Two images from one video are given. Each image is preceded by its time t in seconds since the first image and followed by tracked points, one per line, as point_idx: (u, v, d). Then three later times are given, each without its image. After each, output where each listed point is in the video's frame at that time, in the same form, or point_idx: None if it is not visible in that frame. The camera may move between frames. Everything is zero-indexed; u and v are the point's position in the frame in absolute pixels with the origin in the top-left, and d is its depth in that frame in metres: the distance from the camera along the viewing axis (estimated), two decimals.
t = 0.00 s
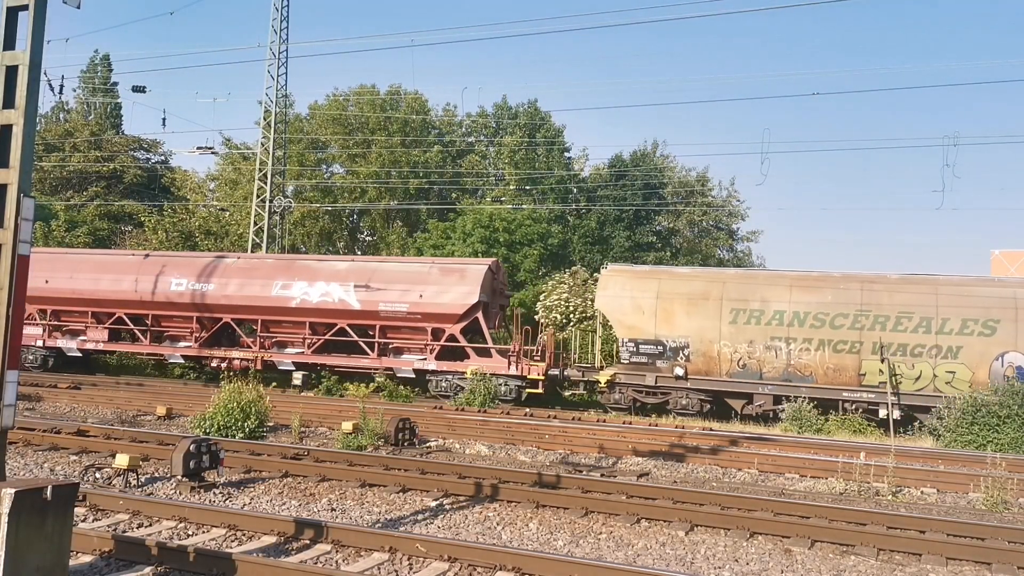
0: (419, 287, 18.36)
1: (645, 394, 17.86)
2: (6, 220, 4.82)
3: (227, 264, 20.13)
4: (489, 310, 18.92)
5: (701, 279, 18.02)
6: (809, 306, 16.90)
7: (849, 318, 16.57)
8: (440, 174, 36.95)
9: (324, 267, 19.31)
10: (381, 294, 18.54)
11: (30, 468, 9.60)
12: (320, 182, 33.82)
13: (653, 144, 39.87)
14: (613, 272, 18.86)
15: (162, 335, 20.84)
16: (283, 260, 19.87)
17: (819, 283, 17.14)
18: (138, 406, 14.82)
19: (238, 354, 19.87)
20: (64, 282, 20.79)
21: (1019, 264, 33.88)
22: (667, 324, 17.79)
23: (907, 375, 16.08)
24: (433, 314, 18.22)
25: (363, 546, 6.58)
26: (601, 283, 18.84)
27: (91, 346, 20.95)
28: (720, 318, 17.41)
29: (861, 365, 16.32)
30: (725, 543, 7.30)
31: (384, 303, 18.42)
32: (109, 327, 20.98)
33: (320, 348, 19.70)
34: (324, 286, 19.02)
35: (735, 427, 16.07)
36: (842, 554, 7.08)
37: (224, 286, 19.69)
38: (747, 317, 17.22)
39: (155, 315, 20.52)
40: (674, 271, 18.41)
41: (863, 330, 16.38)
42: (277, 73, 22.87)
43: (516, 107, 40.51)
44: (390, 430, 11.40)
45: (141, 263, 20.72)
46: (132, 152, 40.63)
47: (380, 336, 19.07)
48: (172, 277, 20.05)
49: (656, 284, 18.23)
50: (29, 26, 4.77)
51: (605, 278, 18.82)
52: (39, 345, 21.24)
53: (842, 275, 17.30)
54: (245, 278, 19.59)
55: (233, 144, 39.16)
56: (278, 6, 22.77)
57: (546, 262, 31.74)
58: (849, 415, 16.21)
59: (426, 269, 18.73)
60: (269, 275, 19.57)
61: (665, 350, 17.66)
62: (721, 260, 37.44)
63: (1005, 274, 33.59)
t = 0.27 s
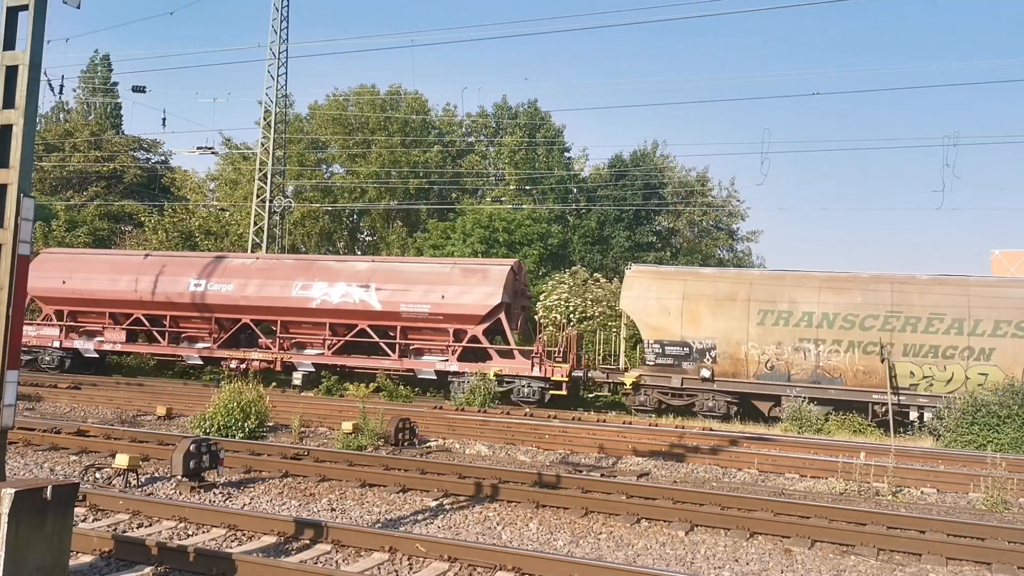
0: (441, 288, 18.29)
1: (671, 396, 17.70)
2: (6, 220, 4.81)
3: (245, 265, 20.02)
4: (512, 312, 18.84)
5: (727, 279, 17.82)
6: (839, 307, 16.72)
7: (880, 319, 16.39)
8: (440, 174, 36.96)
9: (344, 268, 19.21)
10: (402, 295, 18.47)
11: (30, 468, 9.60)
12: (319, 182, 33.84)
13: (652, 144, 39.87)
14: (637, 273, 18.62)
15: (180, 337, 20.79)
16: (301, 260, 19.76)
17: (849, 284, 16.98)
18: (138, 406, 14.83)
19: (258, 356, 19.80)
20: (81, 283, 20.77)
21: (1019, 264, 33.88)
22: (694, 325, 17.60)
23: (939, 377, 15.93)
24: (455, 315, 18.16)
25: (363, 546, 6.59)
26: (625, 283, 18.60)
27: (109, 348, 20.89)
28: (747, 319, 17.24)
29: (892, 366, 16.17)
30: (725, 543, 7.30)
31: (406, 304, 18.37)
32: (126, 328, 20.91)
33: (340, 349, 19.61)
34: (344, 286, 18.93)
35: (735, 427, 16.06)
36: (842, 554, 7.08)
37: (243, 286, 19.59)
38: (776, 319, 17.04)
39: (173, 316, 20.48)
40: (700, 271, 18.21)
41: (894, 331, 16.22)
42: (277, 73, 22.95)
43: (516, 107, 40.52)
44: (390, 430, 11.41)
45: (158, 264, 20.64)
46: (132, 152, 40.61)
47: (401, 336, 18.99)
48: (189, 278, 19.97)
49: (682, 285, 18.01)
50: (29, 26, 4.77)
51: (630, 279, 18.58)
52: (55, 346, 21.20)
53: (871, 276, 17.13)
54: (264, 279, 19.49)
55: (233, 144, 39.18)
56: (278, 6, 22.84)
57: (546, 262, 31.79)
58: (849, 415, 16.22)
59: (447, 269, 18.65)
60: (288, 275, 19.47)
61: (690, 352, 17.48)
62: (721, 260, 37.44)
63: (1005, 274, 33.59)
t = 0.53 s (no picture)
0: (463, 288, 18.10)
1: (696, 397, 17.56)
2: (5, 220, 4.81)
3: (265, 265, 19.93)
4: (534, 313, 18.63)
5: (754, 280, 17.80)
6: (868, 309, 16.71)
7: (910, 321, 16.39)
8: (440, 174, 36.96)
9: (365, 269, 19.09)
10: (424, 296, 18.29)
11: (30, 468, 9.60)
12: (319, 182, 33.87)
13: (652, 144, 39.88)
14: (662, 274, 18.60)
15: (198, 338, 20.67)
16: (322, 261, 19.65)
17: (877, 285, 16.94)
18: (138, 406, 14.83)
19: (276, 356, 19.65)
20: (99, 284, 20.75)
21: (1019, 264, 33.89)
22: (720, 327, 17.62)
23: (970, 378, 15.93)
24: (477, 316, 17.97)
25: (363, 546, 6.59)
26: (650, 284, 18.59)
27: (126, 348, 20.75)
28: (775, 321, 17.24)
29: (922, 368, 16.18)
30: (725, 543, 7.30)
31: (427, 305, 18.19)
32: (144, 329, 20.78)
33: (360, 350, 19.46)
34: (365, 287, 18.80)
35: (735, 426, 16.06)
36: (842, 554, 7.08)
37: (263, 287, 19.48)
38: (804, 320, 17.06)
39: (191, 317, 20.38)
40: (726, 272, 18.12)
41: (925, 332, 16.22)
42: (276, 73, 23.10)
43: (516, 107, 40.53)
44: (390, 430, 11.40)
45: (177, 264, 20.58)
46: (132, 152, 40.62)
47: (422, 337, 18.83)
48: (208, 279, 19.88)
49: (708, 286, 17.99)
50: (29, 26, 4.77)
51: (655, 280, 18.59)
52: (72, 347, 21.10)
53: (901, 276, 17.08)
54: (284, 279, 19.37)
55: (233, 144, 39.19)
56: (278, 7, 22.98)
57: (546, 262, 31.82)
58: (849, 415, 16.22)
59: (469, 270, 18.44)
60: (309, 276, 19.35)
61: (717, 353, 17.49)
62: (721, 260, 37.43)
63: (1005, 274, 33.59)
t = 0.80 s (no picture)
0: (484, 289, 17.97)
1: (722, 400, 17.47)
2: (5, 220, 4.81)
3: (284, 265, 19.84)
4: (557, 314, 18.50)
5: (780, 281, 17.66)
6: (897, 310, 16.55)
7: (940, 322, 16.22)
8: (440, 174, 36.94)
9: (384, 269, 18.99)
10: (444, 297, 18.17)
11: (30, 468, 9.60)
12: (319, 182, 33.87)
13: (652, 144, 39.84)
14: (686, 274, 18.50)
15: (216, 339, 20.59)
16: (340, 261, 19.56)
17: (906, 287, 16.74)
18: (138, 406, 14.83)
19: (296, 358, 19.58)
20: (117, 285, 20.78)
21: (1019, 264, 33.89)
22: (746, 328, 17.55)
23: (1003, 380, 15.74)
24: (499, 318, 17.84)
25: (363, 546, 6.59)
26: (674, 285, 18.51)
27: (145, 349, 20.72)
28: (802, 322, 17.14)
29: (953, 370, 16.02)
30: (725, 543, 7.30)
31: (449, 306, 18.08)
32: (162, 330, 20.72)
33: (381, 351, 19.38)
34: (385, 288, 18.70)
35: (735, 426, 16.05)
36: (842, 554, 7.08)
37: (282, 287, 19.39)
38: (832, 321, 16.94)
39: (209, 318, 20.32)
40: (751, 272, 17.99)
41: (956, 334, 16.05)
42: (276, 73, 22.98)
43: (516, 107, 40.50)
44: (390, 430, 11.41)
45: (194, 265, 20.54)
46: (132, 152, 40.63)
47: (443, 338, 18.73)
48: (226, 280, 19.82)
49: (733, 287, 17.89)
50: (29, 26, 4.77)
51: (680, 281, 18.51)
52: (90, 348, 21.08)
53: (930, 277, 16.88)
54: (303, 280, 19.27)
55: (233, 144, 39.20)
56: (278, 6, 22.90)
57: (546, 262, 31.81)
58: (848, 415, 16.23)
59: (491, 271, 18.30)
60: (328, 276, 19.26)
61: (743, 355, 17.40)
62: (721, 260, 37.43)
63: (1005, 274, 33.60)
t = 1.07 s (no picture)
0: (506, 290, 17.77)
1: (747, 401, 17.31)
2: (5, 220, 4.81)
3: (302, 266, 19.66)
4: (578, 315, 18.31)
5: (807, 282, 17.47)
6: (926, 311, 16.40)
7: (970, 323, 16.08)
8: (440, 174, 36.93)
9: (404, 270, 18.80)
10: (466, 298, 17.98)
11: (30, 468, 9.60)
12: (319, 182, 33.89)
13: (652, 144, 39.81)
14: (709, 275, 18.26)
15: (233, 340, 20.41)
16: (359, 262, 19.39)
17: (935, 288, 16.58)
18: (138, 406, 14.83)
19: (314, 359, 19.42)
20: (133, 285, 20.69)
21: (1019, 264, 33.89)
22: (772, 329, 17.38)
23: None
24: (521, 319, 17.64)
25: (363, 546, 6.59)
26: (698, 286, 18.26)
27: (161, 350, 20.53)
28: (829, 323, 16.96)
29: (983, 372, 15.88)
30: (725, 543, 7.30)
31: (469, 307, 17.90)
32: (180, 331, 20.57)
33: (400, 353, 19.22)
34: (405, 289, 18.51)
35: (735, 427, 16.05)
36: (842, 554, 7.08)
37: (301, 288, 19.20)
38: (860, 322, 16.76)
39: (226, 319, 20.17)
40: (777, 273, 17.79)
41: (986, 336, 15.91)
42: (277, 73, 22.99)
43: (516, 107, 40.47)
44: (390, 430, 11.40)
45: (211, 265, 20.40)
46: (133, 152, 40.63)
47: (463, 340, 18.54)
48: (243, 280, 19.68)
49: (759, 288, 17.70)
50: (29, 26, 4.77)
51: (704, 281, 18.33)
52: (105, 349, 21.02)
53: (958, 279, 16.73)
54: (322, 280, 19.09)
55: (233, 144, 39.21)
56: (278, 6, 22.88)
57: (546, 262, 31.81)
58: (848, 415, 16.23)
59: (512, 271, 18.13)
60: (347, 277, 19.07)
61: (769, 357, 17.24)
62: (721, 260, 37.44)
63: (1005, 274, 33.62)
